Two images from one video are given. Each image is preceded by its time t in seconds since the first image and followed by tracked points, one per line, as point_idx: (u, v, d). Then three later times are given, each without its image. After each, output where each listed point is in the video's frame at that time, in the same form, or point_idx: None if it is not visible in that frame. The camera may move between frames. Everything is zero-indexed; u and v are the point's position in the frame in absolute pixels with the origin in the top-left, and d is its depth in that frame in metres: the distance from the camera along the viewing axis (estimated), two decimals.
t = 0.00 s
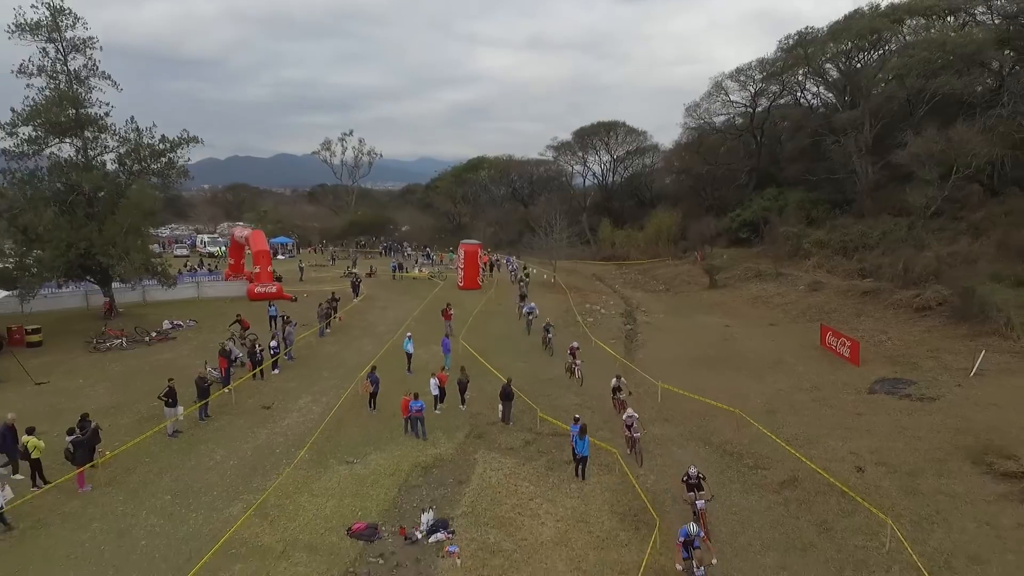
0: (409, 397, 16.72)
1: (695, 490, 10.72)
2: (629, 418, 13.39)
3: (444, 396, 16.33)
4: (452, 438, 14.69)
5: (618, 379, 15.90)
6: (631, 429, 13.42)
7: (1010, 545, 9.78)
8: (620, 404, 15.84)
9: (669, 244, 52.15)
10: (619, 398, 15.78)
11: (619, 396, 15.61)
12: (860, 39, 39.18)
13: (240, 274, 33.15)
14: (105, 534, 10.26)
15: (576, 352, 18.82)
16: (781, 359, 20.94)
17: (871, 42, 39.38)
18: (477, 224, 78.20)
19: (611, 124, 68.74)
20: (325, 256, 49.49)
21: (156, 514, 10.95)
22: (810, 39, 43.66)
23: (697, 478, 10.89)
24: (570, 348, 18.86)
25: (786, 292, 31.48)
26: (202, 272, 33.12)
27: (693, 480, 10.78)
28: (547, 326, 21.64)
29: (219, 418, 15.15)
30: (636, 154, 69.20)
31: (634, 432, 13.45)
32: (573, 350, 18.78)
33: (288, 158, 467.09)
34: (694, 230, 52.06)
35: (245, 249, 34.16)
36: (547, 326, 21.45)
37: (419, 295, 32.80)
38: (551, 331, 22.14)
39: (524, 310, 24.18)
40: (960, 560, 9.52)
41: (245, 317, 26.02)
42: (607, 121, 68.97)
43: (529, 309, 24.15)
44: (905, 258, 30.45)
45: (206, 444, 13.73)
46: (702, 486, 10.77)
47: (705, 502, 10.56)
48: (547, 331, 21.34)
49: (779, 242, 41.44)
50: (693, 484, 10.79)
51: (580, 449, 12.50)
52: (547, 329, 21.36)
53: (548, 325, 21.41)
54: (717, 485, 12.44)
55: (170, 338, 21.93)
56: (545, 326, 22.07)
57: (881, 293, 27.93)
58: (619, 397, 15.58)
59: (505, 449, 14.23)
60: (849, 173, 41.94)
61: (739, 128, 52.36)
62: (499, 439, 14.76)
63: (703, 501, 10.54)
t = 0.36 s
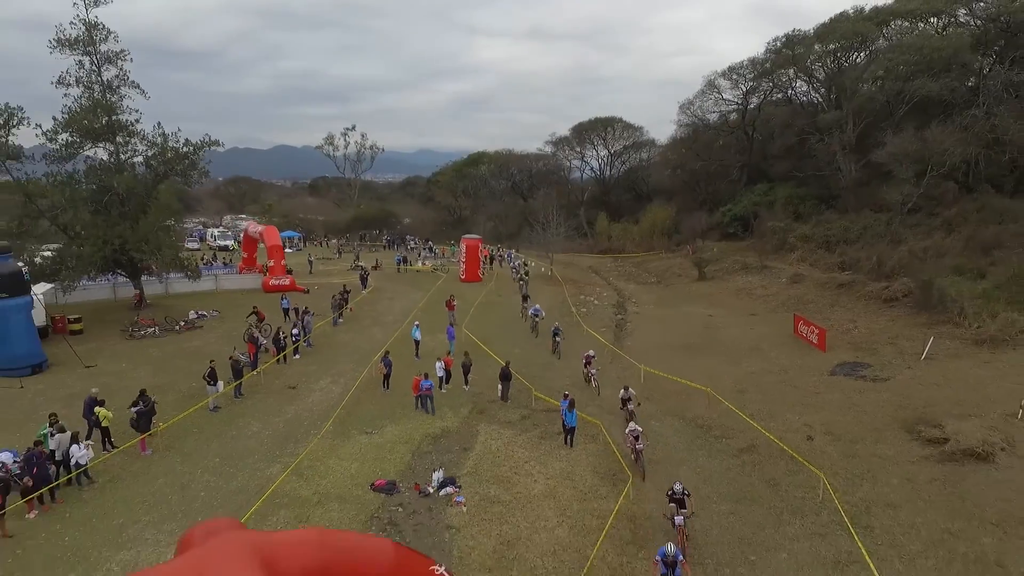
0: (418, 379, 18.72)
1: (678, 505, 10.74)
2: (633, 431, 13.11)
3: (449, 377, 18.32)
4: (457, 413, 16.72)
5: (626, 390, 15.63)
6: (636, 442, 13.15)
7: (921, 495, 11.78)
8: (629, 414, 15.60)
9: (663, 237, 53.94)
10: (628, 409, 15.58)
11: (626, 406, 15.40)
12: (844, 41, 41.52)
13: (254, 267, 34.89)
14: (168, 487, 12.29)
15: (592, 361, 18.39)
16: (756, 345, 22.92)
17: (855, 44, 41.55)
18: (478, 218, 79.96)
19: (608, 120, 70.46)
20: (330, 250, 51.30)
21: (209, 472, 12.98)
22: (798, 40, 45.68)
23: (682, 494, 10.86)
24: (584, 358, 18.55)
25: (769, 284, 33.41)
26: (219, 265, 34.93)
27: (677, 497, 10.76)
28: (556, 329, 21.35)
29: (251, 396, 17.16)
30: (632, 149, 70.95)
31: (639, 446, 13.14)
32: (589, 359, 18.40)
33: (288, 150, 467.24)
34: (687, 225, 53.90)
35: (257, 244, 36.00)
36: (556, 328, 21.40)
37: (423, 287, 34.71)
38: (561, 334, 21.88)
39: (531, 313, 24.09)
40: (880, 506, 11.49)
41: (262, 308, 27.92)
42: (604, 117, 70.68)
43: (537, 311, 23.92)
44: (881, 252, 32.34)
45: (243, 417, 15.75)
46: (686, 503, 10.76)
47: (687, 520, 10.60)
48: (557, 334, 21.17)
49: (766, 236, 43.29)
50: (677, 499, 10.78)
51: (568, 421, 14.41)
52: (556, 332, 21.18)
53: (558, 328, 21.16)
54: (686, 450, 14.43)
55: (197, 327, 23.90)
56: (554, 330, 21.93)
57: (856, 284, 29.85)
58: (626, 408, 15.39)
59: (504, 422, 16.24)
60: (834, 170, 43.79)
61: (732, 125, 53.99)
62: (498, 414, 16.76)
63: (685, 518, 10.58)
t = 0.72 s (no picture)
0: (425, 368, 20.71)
1: (651, 521, 10.50)
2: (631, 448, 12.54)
3: (453, 366, 20.31)
4: (460, 397, 18.73)
5: (626, 402, 15.04)
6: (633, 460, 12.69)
7: (859, 460, 13.79)
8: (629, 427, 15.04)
9: (657, 238, 55.90)
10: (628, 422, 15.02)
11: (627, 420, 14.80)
12: (829, 50, 43.48)
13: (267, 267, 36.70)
14: (214, 455, 14.30)
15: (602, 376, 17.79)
16: (734, 338, 24.92)
17: (839, 53, 43.51)
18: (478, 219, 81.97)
19: (605, 123, 72.40)
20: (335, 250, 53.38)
21: (246, 444, 14.97)
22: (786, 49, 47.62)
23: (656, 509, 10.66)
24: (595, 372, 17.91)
25: (753, 283, 35.41)
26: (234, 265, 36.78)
27: (652, 512, 10.53)
28: (566, 337, 21.49)
29: (276, 382, 19.19)
30: (629, 152, 72.93)
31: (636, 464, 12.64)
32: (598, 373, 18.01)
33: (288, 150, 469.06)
34: (680, 226, 55.91)
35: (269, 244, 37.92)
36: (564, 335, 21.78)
37: (427, 286, 36.70)
38: (570, 343, 22.10)
39: (539, 321, 24.11)
40: (822, 470, 13.46)
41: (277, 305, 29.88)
42: (601, 120, 72.62)
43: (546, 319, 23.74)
44: (858, 252, 34.32)
45: (271, 399, 17.77)
46: (659, 519, 10.58)
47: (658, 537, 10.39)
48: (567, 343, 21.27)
49: (754, 237, 45.29)
50: (651, 515, 10.54)
51: (559, 402, 16.35)
52: (566, 340, 21.32)
53: (568, 337, 21.24)
54: (662, 427, 16.42)
55: (220, 322, 25.92)
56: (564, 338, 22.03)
57: (833, 282, 31.83)
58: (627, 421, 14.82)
59: (502, 404, 18.24)
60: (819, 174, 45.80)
61: (723, 129, 55.99)
62: (497, 398, 18.76)
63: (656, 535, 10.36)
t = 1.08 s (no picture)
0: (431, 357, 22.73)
1: (625, 536, 10.12)
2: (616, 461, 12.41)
3: (457, 354, 22.32)
4: (464, 382, 20.76)
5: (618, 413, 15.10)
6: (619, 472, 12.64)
7: (812, 431, 15.81)
8: (619, 436, 15.07)
9: (652, 238, 57.86)
10: (619, 432, 15.06)
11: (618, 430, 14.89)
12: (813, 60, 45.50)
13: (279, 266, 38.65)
14: (250, 427, 16.30)
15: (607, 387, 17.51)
16: (717, 331, 26.93)
17: (824, 62, 45.50)
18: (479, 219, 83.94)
19: (603, 126, 74.34)
20: (342, 249, 55.44)
21: (276, 418, 16.97)
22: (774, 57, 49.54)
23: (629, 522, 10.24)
24: (601, 383, 17.57)
25: (739, 280, 37.44)
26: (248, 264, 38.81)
27: (625, 531, 10.09)
28: (578, 343, 21.51)
29: (297, 368, 21.22)
30: (626, 154, 74.93)
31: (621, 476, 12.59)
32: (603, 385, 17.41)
33: (289, 150, 470.94)
34: (673, 226, 57.92)
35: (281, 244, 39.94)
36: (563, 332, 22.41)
37: (431, 284, 38.67)
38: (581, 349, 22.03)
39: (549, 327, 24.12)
40: (780, 440, 15.45)
41: (291, 301, 31.91)
42: (598, 124, 74.56)
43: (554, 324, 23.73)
44: (838, 251, 36.31)
45: (295, 382, 19.85)
46: (631, 531, 10.18)
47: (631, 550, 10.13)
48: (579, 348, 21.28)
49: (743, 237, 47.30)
50: (624, 528, 10.15)
51: (552, 384, 18.37)
52: (578, 346, 21.32)
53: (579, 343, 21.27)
54: (644, 406, 18.38)
55: (240, 316, 27.96)
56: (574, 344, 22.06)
57: (813, 279, 33.84)
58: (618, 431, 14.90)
59: (502, 388, 20.26)
60: (804, 177, 47.81)
61: (715, 133, 58.00)
62: (497, 382, 20.80)
63: (630, 548, 10.10)
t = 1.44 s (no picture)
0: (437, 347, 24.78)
1: (595, 541, 10.36)
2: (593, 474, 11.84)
3: (460, 345, 24.36)
4: (468, 369, 22.81)
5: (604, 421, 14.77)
6: (595, 485, 12.11)
7: (777, 408, 17.82)
8: (603, 447, 14.65)
9: (647, 238, 59.88)
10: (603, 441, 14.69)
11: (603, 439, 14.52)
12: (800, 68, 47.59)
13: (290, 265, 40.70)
14: (277, 405, 18.32)
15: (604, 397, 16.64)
16: (702, 324, 28.97)
17: (810, 69, 47.56)
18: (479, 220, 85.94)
19: (600, 129, 76.38)
20: (347, 249, 57.55)
21: (300, 398, 18.99)
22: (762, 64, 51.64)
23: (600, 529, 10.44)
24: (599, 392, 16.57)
25: (727, 278, 39.47)
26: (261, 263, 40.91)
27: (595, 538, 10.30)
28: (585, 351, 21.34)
29: (315, 357, 23.28)
30: (623, 156, 76.99)
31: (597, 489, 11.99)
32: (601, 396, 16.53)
33: (290, 151, 472.86)
34: (668, 227, 59.94)
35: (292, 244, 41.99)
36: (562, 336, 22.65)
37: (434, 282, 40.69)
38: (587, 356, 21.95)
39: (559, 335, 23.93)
40: (748, 415, 17.50)
41: (304, 298, 33.97)
42: (596, 127, 76.60)
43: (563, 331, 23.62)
44: (820, 250, 38.34)
45: (315, 369, 21.92)
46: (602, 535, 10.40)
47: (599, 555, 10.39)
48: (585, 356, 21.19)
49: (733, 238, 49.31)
50: (594, 534, 10.35)
51: (547, 369, 20.41)
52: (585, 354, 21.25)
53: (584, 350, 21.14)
54: (630, 390, 20.37)
55: (258, 311, 30.02)
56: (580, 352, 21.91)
57: (796, 277, 35.85)
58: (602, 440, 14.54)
59: (502, 374, 22.31)
60: (792, 179, 49.87)
61: (708, 136, 60.07)
62: (498, 369, 22.85)
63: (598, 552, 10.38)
